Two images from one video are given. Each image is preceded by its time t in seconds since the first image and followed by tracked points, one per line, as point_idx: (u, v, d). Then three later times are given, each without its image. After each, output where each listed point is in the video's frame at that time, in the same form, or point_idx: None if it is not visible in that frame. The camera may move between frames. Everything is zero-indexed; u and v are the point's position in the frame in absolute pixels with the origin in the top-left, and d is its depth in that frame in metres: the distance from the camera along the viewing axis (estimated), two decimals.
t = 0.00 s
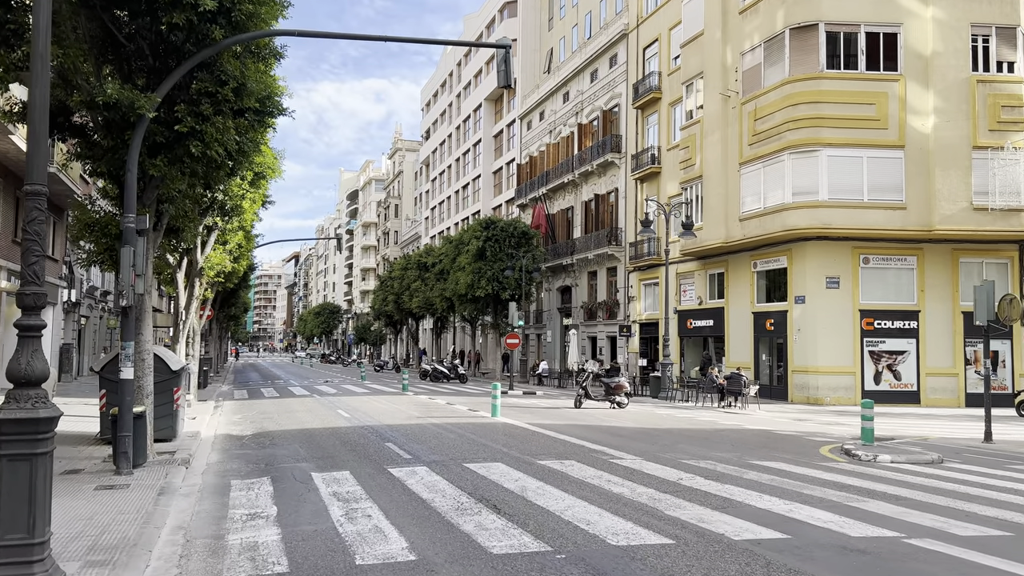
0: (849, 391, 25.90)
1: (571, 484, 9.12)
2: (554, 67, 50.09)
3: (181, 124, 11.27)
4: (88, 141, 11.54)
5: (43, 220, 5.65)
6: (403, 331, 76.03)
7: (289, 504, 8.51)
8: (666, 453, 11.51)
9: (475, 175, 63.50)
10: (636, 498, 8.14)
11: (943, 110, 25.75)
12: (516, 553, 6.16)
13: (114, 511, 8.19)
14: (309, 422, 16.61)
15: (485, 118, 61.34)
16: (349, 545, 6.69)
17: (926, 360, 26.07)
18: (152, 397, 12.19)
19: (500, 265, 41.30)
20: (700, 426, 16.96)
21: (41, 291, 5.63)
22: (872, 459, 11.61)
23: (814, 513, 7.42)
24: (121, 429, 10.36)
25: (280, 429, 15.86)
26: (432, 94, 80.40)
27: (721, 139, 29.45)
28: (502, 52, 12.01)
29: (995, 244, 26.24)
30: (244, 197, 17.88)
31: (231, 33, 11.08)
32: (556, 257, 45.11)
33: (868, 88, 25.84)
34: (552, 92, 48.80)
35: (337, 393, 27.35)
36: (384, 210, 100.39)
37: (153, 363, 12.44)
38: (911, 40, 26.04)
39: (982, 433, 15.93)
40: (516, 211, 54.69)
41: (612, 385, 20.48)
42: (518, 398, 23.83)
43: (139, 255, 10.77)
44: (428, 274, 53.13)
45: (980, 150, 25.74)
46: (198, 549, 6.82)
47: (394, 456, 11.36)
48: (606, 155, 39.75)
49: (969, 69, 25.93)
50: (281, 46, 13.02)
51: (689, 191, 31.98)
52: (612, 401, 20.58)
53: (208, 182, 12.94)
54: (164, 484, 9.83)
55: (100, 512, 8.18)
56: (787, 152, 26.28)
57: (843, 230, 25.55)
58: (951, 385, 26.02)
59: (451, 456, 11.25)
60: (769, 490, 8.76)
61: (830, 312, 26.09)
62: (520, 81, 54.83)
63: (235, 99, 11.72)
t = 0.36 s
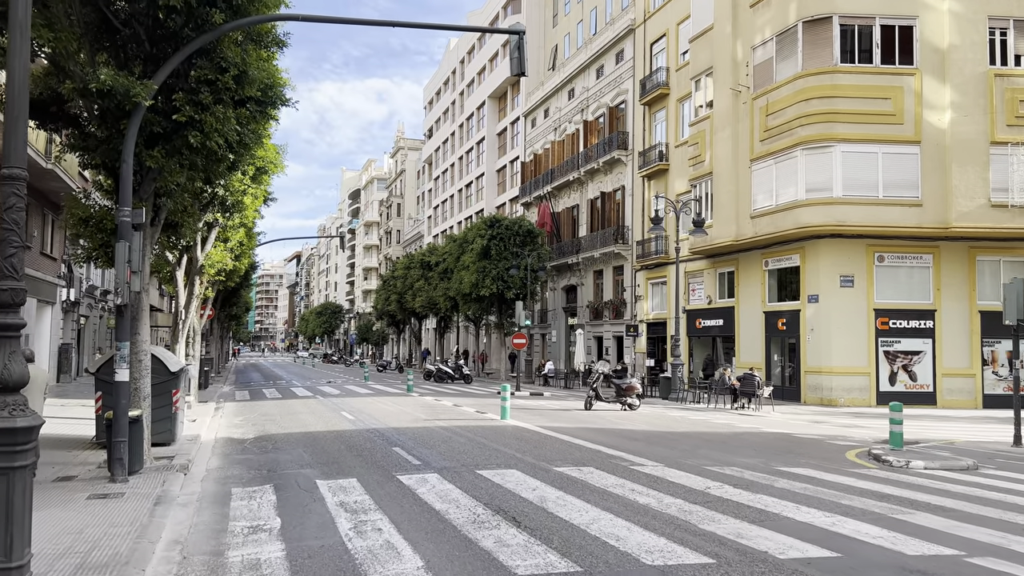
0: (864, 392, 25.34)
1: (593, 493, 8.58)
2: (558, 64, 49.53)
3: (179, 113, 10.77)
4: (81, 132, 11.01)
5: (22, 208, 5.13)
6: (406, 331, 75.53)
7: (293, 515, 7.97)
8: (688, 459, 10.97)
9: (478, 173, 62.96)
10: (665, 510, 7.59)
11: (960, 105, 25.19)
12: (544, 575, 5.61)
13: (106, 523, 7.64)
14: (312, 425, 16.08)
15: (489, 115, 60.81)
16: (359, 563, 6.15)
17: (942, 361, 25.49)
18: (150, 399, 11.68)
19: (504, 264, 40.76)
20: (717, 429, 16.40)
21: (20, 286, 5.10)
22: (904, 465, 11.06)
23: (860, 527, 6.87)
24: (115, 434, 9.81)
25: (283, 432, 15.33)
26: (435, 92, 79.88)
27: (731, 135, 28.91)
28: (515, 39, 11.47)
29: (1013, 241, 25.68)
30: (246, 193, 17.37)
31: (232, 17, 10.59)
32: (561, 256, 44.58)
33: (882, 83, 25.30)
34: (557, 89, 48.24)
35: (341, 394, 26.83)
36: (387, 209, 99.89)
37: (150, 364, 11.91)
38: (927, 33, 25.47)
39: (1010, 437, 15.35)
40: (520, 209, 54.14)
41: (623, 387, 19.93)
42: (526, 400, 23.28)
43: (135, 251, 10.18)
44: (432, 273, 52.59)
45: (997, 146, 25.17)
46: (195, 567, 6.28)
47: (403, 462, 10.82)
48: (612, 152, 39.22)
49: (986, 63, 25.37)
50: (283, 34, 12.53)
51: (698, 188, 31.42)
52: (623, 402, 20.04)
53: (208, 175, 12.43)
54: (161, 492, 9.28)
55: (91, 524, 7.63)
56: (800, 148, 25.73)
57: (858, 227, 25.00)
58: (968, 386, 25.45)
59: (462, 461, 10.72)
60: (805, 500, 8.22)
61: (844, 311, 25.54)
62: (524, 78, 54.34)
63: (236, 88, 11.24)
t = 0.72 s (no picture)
0: (880, 392, 24.75)
1: (620, 501, 8.01)
2: (563, 61, 48.97)
3: (178, 99, 10.25)
4: (76, 119, 10.47)
5: None
6: (409, 330, 75.04)
7: (299, 526, 7.41)
8: (715, 464, 10.40)
9: (482, 171, 62.40)
10: (701, 521, 7.02)
11: (979, 98, 24.58)
12: None
13: (98, 535, 7.07)
14: (317, 426, 15.52)
15: (493, 113, 60.26)
16: None
17: (960, 360, 24.88)
18: (149, 400, 11.14)
19: (510, 262, 40.21)
20: (736, 430, 15.84)
21: None
22: (942, 470, 10.47)
23: (917, 541, 6.31)
24: (110, 437, 9.22)
25: (286, 434, 14.77)
26: (438, 89, 79.31)
27: (743, 129, 28.34)
28: (531, 22, 10.92)
29: None
30: (248, 187, 16.83)
31: None
32: (567, 254, 44.00)
33: (899, 75, 24.70)
34: (562, 85, 47.65)
35: (345, 394, 26.30)
36: (389, 208, 99.38)
37: (148, 363, 11.37)
38: (945, 25, 24.86)
39: None
40: (524, 207, 53.58)
41: (636, 387, 19.36)
42: (535, 400, 22.73)
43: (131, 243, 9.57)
44: (436, 272, 52.04)
45: (1017, 140, 24.55)
46: None
47: (414, 467, 10.27)
48: (620, 149, 38.66)
49: (1005, 55, 24.77)
50: (287, 18, 12.00)
51: (708, 184, 30.85)
52: (636, 403, 19.47)
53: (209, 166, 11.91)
54: (158, 500, 8.71)
55: (83, 536, 7.06)
56: (815, 142, 25.16)
57: (874, 224, 24.43)
58: (986, 387, 24.80)
59: (477, 466, 10.16)
60: (848, 509, 7.65)
61: (859, 310, 24.97)
62: (529, 75, 53.81)
63: (238, 72, 10.75)
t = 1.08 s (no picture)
0: (897, 394, 24.18)
1: (650, 513, 7.45)
2: (569, 57, 48.41)
3: (177, 86, 9.73)
4: (69, 107, 9.92)
5: None
6: (413, 330, 74.54)
7: (306, 542, 6.85)
8: (743, 471, 9.85)
9: (486, 169, 61.84)
10: (743, 538, 6.46)
11: (999, 92, 24.00)
12: None
13: (89, 552, 6.51)
14: (321, 429, 14.98)
15: (497, 110, 59.70)
16: None
17: (978, 361, 24.30)
18: (146, 403, 10.61)
19: (516, 261, 39.66)
20: (756, 434, 15.28)
21: None
22: (983, 478, 9.91)
23: (985, 561, 5.75)
24: (104, 444, 8.67)
25: (290, 437, 14.24)
26: (441, 88, 78.77)
27: (755, 125, 27.78)
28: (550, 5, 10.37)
29: None
30: (250, 183, 16.23)
31: None
32: (572, 253, 43.45)
33: (917, 69, 24.11)
34: (567, 82, 47.08)
35: (349, 395, 25.79)
36: (392, 207, 98.83)
37: (146, 364, 10.84)
38: (964, 18, 24.28)
39: None
40: (529, 206, 53.01)
41: (649, 389, 18.81)
42: (544, 401, 22.19)
43: (126, 238, 9.00)
44: (440, 271, 51.50)
45: None
46: None
47: (426, 474, 9.72)
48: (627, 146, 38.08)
49: None
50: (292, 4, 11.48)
51: (718, 181, 30.28)
52: (649, 405, 18.91)
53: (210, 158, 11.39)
54: (155, 511, 8.15)
55: (72, 553, 6.50)
56: (830, 138, 24.60)
57: (890, 221, 23.85)
58: (1006, 388, 24.16)
59: (493, 474, 9.62)
60: (899, 523, 7.09)
61: (875, 309, 24.41)
62: (533, 72, 53.27)
63: (240, 58, 10.24)
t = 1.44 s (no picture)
0: (914, 395, 23.60)
1: (683, 528, 6.89)
2: (574, 54, 47.87)
3: (173, 71, 9.22)
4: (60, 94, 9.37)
5: None
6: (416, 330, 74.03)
7: (312, 560, 6.30)
8: (773, 480, 9.29)
9: (489, 168, 61.31)
10: (790, 557, 5.90)
11: (1018, 86, 23.42)
12: None
13: (75, 571, 5.96)
14: (326, 433, 14.45)
15: (501, 108, 59.18)
16: None
17: (997, 361, 23.70)
18: (142, 407, 10.08)
19: (521, 260, 39.12)
20: (776, 438, 14.73)
21: None
22: None
23: None
24: (95, 451, 8.13)
25: (293, 441, 13.71)
26: (444, 86, 78.29)
27: (768, 120, 27.23)
28: None
29: None
30: (251, 178, 15.67)
31: None
32: (578, 252, 42.89)
33: (935, 63, 23.54)
34: (573, 79, 46.53)
35: (353, 396, 25.27)
36: (394, 206, 98.31)
37: (141, 366, 10.31)
38: (982, 10, 23.71)
39: None
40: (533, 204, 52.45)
41: (663, 391, 18.25)
42: (553, 403, 21.67)
43: (119, 232, 8.46)
44: (443, 270, 50.98)
45: None
46: None
47: (437, 483, 9.18)
48: (634, 143, 37.53)
49: None
50: None
51: (728, 178, 29.73)
52: (663, 407, 18.36)
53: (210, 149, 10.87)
54: (149, 523, 7.59)
55: (57, 572, 5.94)
56: (845, 133, 24.03)
57: (907, 218, 23.27)
58: None
59: (509, 482, 9.08)
60: (956, 539, 6.52)
61: (892, 309, 23.84)
62: (537, 69, 52.74)
63: (241, 42, 9.74)
